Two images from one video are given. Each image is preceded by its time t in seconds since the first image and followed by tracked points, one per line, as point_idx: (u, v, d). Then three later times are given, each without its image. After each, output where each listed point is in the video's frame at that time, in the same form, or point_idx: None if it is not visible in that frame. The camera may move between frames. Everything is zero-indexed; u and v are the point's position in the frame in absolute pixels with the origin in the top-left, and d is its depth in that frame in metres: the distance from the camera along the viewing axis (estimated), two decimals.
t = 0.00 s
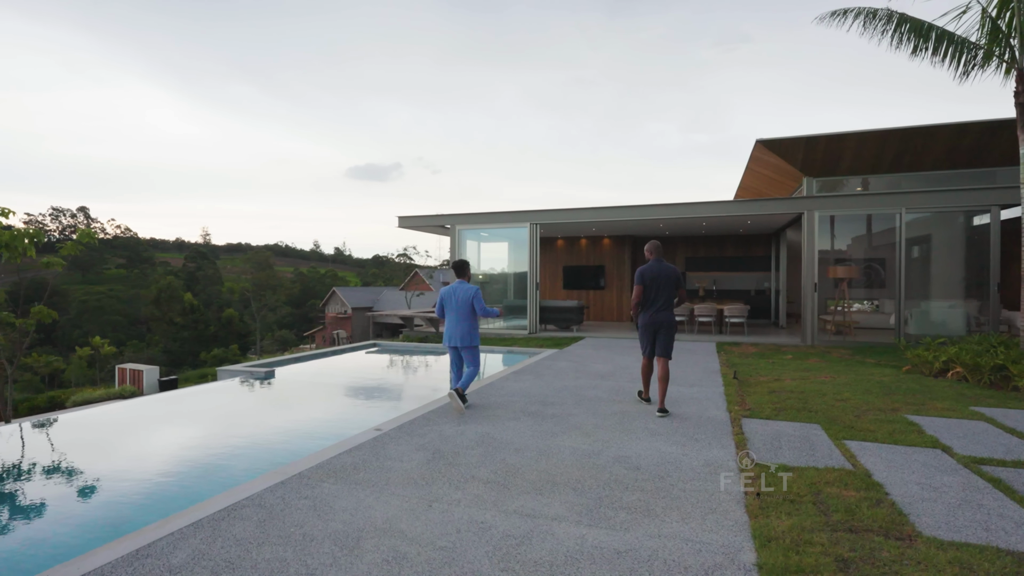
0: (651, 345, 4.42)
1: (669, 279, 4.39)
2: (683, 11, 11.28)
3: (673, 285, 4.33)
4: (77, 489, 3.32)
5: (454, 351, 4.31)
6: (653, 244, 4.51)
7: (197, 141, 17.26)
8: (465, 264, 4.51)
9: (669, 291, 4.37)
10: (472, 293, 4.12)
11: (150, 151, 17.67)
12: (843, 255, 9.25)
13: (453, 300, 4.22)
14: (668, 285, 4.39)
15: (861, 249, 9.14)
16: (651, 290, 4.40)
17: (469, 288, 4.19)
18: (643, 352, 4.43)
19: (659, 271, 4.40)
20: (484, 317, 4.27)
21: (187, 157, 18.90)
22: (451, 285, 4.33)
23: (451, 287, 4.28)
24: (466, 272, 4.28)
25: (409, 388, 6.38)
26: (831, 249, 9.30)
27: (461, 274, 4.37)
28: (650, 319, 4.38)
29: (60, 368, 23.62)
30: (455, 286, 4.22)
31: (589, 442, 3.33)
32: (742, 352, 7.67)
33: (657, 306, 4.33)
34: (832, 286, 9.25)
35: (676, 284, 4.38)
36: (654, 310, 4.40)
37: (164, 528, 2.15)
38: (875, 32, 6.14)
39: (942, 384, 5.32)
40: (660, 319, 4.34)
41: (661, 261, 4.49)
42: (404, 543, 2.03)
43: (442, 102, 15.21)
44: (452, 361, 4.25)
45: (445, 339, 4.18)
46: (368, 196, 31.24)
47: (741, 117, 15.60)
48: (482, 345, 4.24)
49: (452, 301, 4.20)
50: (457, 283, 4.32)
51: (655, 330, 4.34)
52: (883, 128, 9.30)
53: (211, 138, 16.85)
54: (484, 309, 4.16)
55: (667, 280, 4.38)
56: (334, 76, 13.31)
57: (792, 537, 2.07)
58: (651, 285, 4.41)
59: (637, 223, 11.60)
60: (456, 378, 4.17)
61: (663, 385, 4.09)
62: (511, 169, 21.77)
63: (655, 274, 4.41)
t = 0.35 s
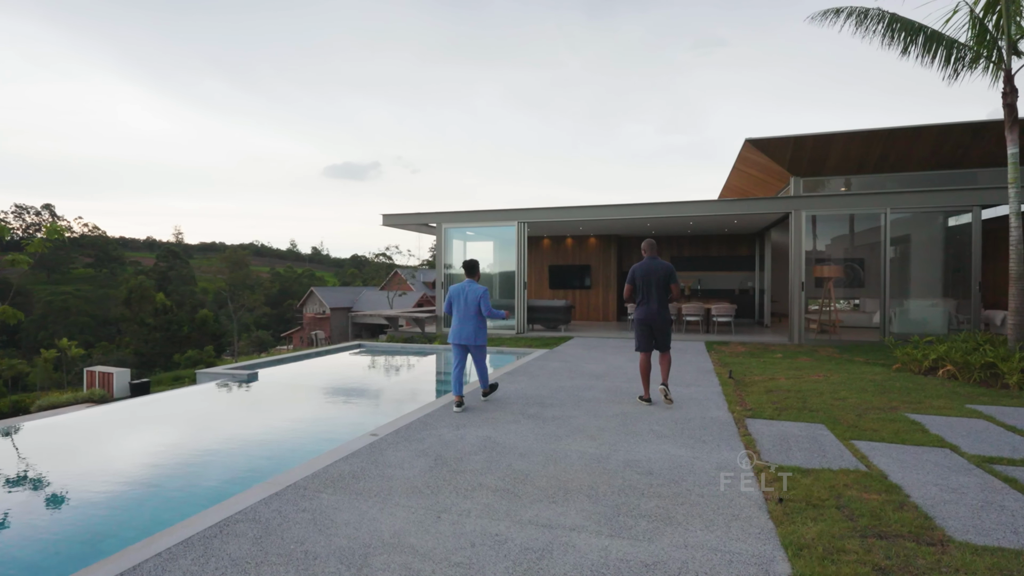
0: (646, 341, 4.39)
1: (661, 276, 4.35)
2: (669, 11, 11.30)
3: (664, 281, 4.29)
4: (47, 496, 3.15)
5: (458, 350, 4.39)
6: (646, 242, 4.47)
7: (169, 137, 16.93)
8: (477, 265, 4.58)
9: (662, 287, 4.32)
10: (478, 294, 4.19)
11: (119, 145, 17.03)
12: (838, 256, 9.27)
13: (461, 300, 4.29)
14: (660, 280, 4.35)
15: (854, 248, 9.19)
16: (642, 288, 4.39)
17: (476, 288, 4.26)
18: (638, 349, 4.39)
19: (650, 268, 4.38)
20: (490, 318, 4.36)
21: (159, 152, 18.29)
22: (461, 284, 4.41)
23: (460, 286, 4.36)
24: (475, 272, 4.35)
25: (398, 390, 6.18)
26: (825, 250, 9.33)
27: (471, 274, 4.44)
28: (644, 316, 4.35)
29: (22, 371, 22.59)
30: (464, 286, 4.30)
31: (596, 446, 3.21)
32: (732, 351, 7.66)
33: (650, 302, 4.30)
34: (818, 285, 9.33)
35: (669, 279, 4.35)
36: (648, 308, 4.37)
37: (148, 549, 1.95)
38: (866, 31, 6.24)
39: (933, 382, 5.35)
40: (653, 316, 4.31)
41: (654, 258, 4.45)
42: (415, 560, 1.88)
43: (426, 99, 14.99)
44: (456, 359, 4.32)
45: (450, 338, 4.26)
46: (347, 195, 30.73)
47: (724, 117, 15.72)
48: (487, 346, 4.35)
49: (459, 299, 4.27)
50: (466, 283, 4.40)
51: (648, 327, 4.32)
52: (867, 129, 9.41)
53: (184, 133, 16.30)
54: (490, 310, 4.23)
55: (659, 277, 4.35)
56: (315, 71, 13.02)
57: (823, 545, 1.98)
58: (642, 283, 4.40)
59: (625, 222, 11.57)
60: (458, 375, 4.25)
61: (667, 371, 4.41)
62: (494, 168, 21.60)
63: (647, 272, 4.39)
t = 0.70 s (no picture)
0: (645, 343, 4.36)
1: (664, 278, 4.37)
2: (657, 13, 11.33)
3: (667, 284, 4.31)
4: (18, 507, 3.01)
5: (472, 347, 4.58)
6: (654, 245, 4.51)
7: (145, 135, 16.57)
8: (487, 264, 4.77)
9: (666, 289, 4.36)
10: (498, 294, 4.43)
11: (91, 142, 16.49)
12: (822, 257, 9.36)
13: (478, 298, 4.49)
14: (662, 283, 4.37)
15: (838, 249, 9.29)
16: (645, 289, 4.38)
17: (494, 289, 4.49)
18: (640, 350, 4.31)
19: (653, 271, 4.38)
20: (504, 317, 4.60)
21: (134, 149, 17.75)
22: (475, 283, 4.61)
23: (475, 286, 4.57)
24: (490, 273, 4.57)
25: (390, 393, 6.03)
26: (808, 250, 9.41)
27: (483, 274, 4.65)
28: (646, 318, 4.33)
29: None
30: (481, 286, 4.51)
31: (603, 451, 3.14)
32: (724, 352, 7.66)
33: (655, 304, 4.29)
34: (806, 286, 9.41)
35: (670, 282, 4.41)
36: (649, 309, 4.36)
37: (141, 571, 1.80)
38: (855, 37, 6.30)
39: (926, 382, 5.38)
40: (655, 317, 4.30)
41: (657, 261, 4.47)
42: None
43: (411, 97, 14.81)
44: (470, 355, 4.54)
45: (467, 335, 4.45)
46: (328, 194, 30.26)
47: (709, 119, 15.83)
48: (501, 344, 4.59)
49: (477, 299, 4.48)
50: (481, 282, 4.61)
51: (650, 328, 4.30)
52: (852, 131, 9.53)
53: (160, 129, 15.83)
54: (507, 310, 4.50)
55: (661, 279, 4.36)
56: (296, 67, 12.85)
57: (852, 555, 1.93)
58: (645, 284, 4.38)
59: (613, 223, 11.55)
60: (473, 371, 4.48)
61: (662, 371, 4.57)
62: (479, 168, 21.47)
63: (649, 274, 4.39)
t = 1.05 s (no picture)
0: (649, 338, 4.79)
1: (669, 280, 4.75)
2: (645, 15, 11.39)
3: (672, 285, 4.70)
4: None
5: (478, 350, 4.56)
6: (658, 248, 4.87)
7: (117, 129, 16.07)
8: (488, 270, 4.84)
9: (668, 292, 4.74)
10: (503, 294, 4.48)
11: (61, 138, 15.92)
12: (803, 258, 9.54)
13: (482, 301, 4.53)
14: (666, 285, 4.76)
15: (819, 250, 9.46)
16: (651, 290, 4.78)
17: (497, 291, 4.55)
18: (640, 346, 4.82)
19: (659, 273, 4.76)
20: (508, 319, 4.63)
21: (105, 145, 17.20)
22: (478, 286, 4.65)
23: (478, 288, 4.61)
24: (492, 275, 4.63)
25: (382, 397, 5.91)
26: (788, 251, 9.58)
27: (486, 279, 4.72)
28: (651, 316, 4.75)
29: None
30: (486, 287, 4.56)
31: (608, 456, 3.10)
32: (712, 353, 7.72)
33: (661, 303, 4.70)
34: (791, 287, 9.53)
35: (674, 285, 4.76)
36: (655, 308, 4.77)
37: None
38: (844, 42, 6.44)
39: (914, 382, 5.48)
40: (660, 316, 4.71)
41: (662, 264, 4.85)
42: None
43: (395, 96, 14.64)
44: (476, 356, 4.52)
45: (472, 336, 4.44)
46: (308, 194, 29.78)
47: (692, 121, 16.00)
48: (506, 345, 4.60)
49: (481, 300, 4.51)
50: (483, 285, 4.66)
51: (654, 326, 4.73)
52: (834, 135, 9.70)
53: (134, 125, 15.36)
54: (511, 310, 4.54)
55: (666, 281, 4.74)
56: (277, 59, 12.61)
57: (873, 560, 1.92)
58: (651, 285, 4.78)
59: (600, 224, 11.58)
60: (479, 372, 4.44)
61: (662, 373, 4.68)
62: (462, 168, 21.37)
63: (656, 276, 4.78)
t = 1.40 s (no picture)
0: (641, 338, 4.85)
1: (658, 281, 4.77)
2: (628, 16, 11.45)
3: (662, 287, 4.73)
4: None
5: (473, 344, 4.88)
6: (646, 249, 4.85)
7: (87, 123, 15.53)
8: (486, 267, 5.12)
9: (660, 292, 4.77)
10: (491, 291, 4.73)
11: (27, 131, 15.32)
12: (783, 258, 9.66)
13: (475, 298, 4.82)
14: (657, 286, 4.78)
15: (799, 251, 9.61)
16: (642, 291, 4.80)
17: (488, 288, 4.79)
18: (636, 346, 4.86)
19: (649, 275, 4.77)
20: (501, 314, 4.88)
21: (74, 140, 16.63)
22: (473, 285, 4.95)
23: (473, 286, 4.90)
24: (486, 273, 4.88)
25: (370, 398, 5.80)
26: (770, 251, 9.70)
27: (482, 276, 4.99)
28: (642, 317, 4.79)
29: None
30: (476, 286, 4.83)
31: (608, 458, 3.08)
32: (699, 352, 7.77)
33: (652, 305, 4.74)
34: (774, 287, 9.65)
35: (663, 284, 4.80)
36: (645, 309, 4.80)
37: None
38: (828, 45, 6.54)
39: (897, 380, 5.58)
40: (651, 317, 4.76)
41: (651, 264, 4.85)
42: None
43: (377, 94, 14.46)
44: (472, 351, 4.83)
45: (465, 333, 4.76)
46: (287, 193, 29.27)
47: (674, 123, 16.15)
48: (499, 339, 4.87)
49: (472, 298, 4.80)
50: (478, 284, 4.94)
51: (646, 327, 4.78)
52: (815, 137, 9.87)
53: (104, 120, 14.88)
54: (501, 306, 4.78)
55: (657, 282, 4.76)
56: (256, 53, 12.35)
57: (884, 561, 1.92)
58: (642, 287, 4.79)
59: (585, 224, 11.59)
60: (474, 366, 4.76)
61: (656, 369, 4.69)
62: (444, 167, 21.22)
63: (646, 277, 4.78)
